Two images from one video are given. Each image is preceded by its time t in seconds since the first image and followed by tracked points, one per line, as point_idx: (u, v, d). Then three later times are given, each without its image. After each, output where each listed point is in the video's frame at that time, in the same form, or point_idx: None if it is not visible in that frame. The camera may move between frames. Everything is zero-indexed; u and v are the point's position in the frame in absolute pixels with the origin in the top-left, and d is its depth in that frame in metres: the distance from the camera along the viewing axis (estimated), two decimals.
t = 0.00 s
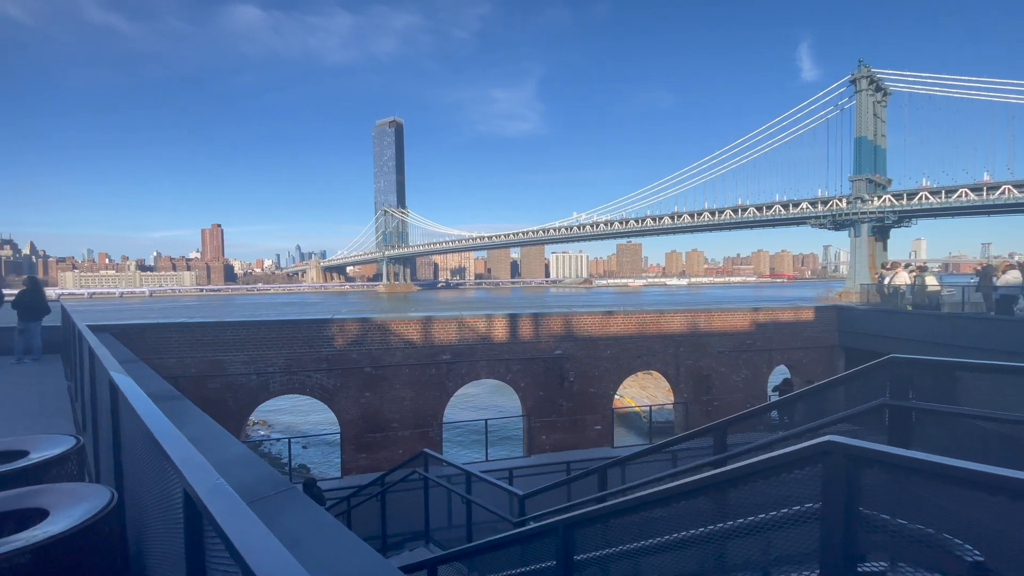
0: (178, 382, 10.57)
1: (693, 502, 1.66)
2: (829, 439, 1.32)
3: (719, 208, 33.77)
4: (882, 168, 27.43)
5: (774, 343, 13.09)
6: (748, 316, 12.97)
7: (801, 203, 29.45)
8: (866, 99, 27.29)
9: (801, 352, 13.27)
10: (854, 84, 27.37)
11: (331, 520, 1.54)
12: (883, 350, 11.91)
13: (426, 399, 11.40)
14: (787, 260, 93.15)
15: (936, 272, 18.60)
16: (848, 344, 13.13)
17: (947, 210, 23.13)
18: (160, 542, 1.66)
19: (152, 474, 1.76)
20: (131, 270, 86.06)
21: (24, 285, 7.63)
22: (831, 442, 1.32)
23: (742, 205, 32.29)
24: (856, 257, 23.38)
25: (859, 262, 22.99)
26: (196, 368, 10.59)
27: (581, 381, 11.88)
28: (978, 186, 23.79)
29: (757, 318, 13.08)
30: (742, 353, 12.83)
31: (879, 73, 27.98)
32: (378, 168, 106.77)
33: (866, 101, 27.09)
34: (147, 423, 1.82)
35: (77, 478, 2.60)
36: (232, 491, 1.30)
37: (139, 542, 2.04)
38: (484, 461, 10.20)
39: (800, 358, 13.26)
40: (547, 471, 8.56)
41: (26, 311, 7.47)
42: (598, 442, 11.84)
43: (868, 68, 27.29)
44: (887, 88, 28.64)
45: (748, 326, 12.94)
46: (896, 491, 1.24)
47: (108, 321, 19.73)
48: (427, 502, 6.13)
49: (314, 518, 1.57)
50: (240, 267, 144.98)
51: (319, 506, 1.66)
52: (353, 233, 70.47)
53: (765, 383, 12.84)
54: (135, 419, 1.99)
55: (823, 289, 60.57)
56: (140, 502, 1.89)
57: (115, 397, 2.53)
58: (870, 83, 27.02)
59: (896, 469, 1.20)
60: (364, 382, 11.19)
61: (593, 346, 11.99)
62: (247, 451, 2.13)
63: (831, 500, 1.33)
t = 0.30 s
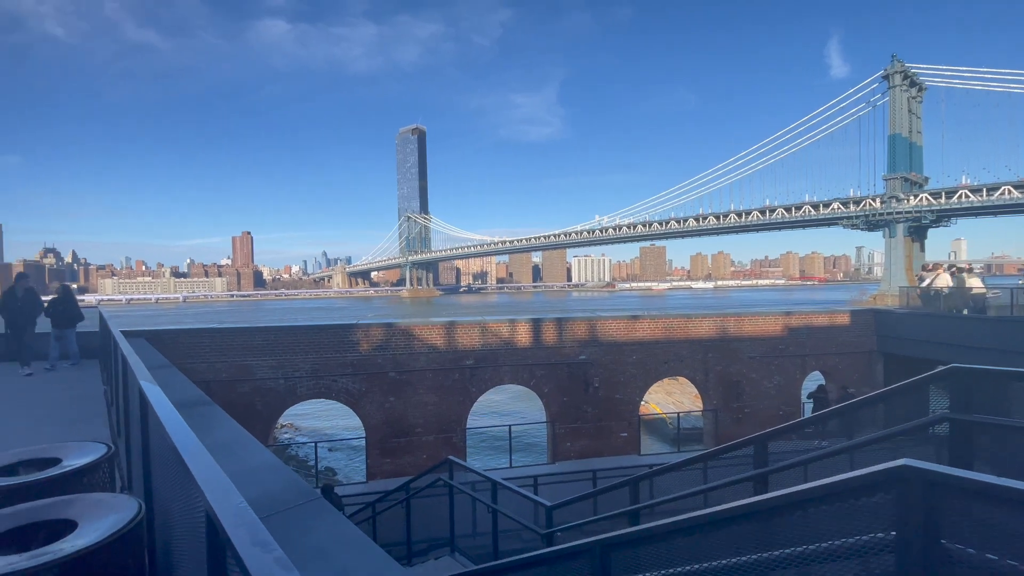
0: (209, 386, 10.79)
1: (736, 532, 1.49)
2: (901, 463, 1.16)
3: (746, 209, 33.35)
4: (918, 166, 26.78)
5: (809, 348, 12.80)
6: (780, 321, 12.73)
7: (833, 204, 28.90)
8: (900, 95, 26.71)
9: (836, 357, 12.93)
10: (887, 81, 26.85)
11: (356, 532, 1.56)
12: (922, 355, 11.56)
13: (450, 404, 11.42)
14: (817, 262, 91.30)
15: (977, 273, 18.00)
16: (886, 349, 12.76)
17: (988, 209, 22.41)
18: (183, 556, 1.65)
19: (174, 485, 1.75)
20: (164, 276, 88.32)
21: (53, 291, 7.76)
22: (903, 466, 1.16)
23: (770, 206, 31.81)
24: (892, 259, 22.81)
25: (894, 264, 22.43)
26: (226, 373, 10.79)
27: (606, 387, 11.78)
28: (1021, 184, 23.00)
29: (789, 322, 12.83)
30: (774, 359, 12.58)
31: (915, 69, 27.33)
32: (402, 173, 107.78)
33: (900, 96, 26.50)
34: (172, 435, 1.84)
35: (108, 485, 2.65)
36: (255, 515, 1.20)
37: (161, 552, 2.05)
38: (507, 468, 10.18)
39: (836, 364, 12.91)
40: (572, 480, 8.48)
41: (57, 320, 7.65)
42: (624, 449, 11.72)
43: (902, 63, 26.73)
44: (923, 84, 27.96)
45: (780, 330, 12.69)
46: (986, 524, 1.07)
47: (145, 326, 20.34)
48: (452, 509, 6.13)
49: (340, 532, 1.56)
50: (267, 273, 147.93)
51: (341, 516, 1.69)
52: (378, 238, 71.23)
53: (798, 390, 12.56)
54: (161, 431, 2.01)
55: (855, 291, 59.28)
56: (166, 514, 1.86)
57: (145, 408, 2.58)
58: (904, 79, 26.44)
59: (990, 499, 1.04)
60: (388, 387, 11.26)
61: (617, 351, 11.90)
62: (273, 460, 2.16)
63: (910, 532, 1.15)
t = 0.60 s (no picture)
0: (245, 388, 11.06)
1: (801, 549, 1.47)
2: (986, 484, 1.13)
3: (782, 210, 32.71)
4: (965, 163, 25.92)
5: (851, 353, 12.43)
6: (821, 325, 12.36)
7: (873, 204, 28.13)
8: (945, 89, 25.94)
9: (880, 363, 12.50)
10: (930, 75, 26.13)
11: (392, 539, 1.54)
12: (971, 362, 11.11)
13: (478, 408, 11.44)
14: (855, 264, 88.89)
15: None
16: (934, 355, 12.29)
17: None
18: (218, 560, 1.68)
19: (210, 491, 1.79)
20: (203, 281, 90.84)
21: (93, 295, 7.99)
22: (988, 487, 1.13)
23: (807, 206, 31.11)
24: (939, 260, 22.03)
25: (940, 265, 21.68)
26: (260, 376, 11.04)
27: (637, 393, 11.64)
28: None
29: (830, 326, 12.46)
30: (813, 365, 12.22)
31: (960, 62, 26.52)
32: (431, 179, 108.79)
33: (944, 90, 25.73)
34: (208, 442, 1.88)
35: (148, 486, 2.73)
36: (290, 529, 1.22)
37: (196, 555, 2.09)
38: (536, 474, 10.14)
39: (880, 370, 12.48)
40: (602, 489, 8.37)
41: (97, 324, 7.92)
42: (655, 456, 11.54)
43: (945, 57, 25.98)
44: (969, 78, 27.07)
45: (821, 335, 12.32)
46: None
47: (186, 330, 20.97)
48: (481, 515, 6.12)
49: (373, 539, 1.57)
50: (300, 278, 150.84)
51: (372, 522, 1.70)
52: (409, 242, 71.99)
53: (839, 397, 12.16)
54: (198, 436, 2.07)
55: (898, 294, 57.36)
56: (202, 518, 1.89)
57: (183, 412, 2.65)
58: (949, 73, 25.68)
59: None
60: (417, 390, 11.35)
61: (649, 356, 11.76)
62: (305, 464, 2.18)
63: (995, 556, 1.12)
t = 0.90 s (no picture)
0: (281, 388, 11.36)
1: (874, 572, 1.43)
2: None
3: (824, 210, 31.90)
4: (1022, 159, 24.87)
5: (900, 361, 11.88)
6: (867, 330, 11.91)
7: (922, 202, 27.19)
8: (997, 82, 25.03)
9: (932, 371, 11.97)
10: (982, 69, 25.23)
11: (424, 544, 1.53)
12: None
13: (507, 412, 11.42)
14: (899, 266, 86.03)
15: None
16: (991, 362, 11.75)
17: None
18: (252, 561, 1.70)
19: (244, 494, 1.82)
20: (242, 284, 93.25)
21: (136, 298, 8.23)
22: None
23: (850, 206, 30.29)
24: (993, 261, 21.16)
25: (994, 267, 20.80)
26: (297, 377, 11.32)
27: (670, 399, 11.45)
28: None
29: (877, 332, 12.00)
30: (858, 372, 11.78)
31: (1014, 55, 25.53)
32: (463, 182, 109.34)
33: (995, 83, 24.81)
34: (243, 447, 1.92)
35: (187, 485, 2.79)
36: (321, 538, 1.24)
37: (233, 554, 2.13)
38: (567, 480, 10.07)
39: (932, 378, 11.95)
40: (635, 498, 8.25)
41: (141, 326, 8.14)
42: (688, 465, 11.30)
43: (997, 49, 25.08)
44: None
45: (868, 341, 11.87)
46: None
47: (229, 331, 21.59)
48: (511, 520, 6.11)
49: (406, 542, 1.57)
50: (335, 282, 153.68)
51: (403, 525, 1.70)
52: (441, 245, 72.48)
53: (887, 406, 11.70)
54: (234, 438, 2.11)
55: (946, 298, 55.23)
56: (237, 518, 1.92)
57: (221, 413, 2.70)
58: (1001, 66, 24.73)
59: None
60: (447, 393, 11.43)
61: (683, 361, 11.57)
62: (339, 466, 2.20)
63: None
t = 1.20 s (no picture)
0: (315, 388, 11.64)
1: None
2: None
3: (867, 211, 30.99)
4: None
5: (952, 370, 11.37)
6: (916, 337, 11.46)
7: (974, 202, 26.14)
8: None
9: (986, 380, 11.42)
10: None
11: (448, 551, 1.52)
12: None
13: (536, 416, 11.38)
14: (945, 268, 82.95)
15: None
16: None
17: None
18: (279, 564, 1.72)
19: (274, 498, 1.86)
20: (278, 286, 95.42)
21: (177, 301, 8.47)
22: None
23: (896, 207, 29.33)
24: None
25: None
26: (330, 377, 11.58)
27: (704, 406, 11.22)
28: None
29: (926, 338, 11.51)
30: (906, 380, 11.31)
31: None
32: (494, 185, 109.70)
33: None
34: (273, 451, 1.95)
35: (222, 484, 2.85)
36: (343, 552, 1.25)
37: (264, 554, 2.16)
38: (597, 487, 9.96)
39: (986, 388, 11.39)
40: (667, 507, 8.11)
41: (182, 327, 8.38)
42: (723, 475, 11.02)
43: None
44: None
45: (916, 348, 11.41)
46: None
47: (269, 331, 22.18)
48: (538, 525, 6.08)
49: (430, 548, 1.56)
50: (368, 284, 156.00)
51: (428, 530, 1.69)
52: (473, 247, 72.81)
53: (939, 418, 11.17)
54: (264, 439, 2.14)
55: (997, 303, 52.92)
56: (267, 519, 1.94)
57: (255, 414, 2.75)
58: None
59: None
60: (475, 395, 11.48)
61: (718, 366, 11.34)
62: (370, 469, 2.22)
63: None
